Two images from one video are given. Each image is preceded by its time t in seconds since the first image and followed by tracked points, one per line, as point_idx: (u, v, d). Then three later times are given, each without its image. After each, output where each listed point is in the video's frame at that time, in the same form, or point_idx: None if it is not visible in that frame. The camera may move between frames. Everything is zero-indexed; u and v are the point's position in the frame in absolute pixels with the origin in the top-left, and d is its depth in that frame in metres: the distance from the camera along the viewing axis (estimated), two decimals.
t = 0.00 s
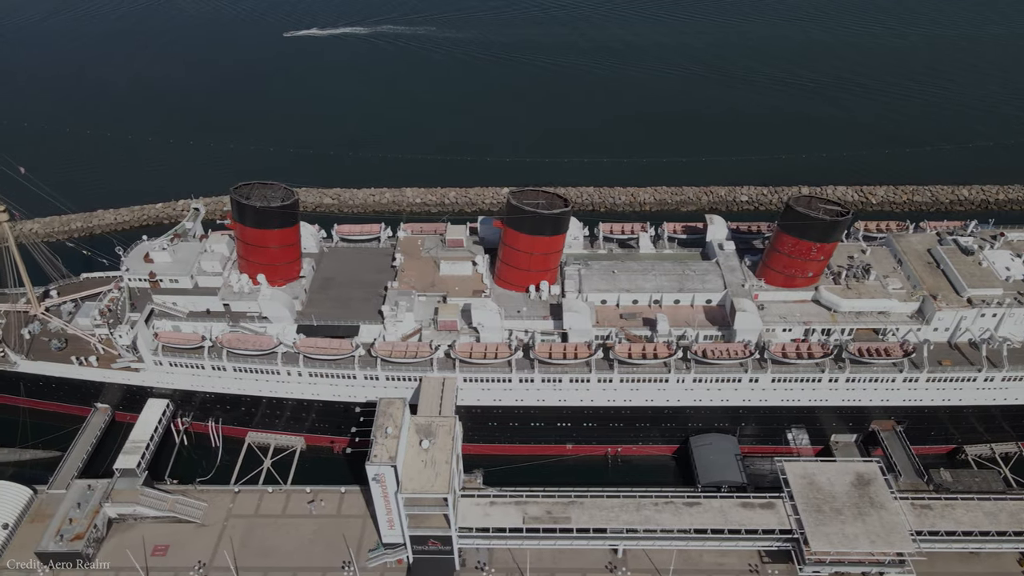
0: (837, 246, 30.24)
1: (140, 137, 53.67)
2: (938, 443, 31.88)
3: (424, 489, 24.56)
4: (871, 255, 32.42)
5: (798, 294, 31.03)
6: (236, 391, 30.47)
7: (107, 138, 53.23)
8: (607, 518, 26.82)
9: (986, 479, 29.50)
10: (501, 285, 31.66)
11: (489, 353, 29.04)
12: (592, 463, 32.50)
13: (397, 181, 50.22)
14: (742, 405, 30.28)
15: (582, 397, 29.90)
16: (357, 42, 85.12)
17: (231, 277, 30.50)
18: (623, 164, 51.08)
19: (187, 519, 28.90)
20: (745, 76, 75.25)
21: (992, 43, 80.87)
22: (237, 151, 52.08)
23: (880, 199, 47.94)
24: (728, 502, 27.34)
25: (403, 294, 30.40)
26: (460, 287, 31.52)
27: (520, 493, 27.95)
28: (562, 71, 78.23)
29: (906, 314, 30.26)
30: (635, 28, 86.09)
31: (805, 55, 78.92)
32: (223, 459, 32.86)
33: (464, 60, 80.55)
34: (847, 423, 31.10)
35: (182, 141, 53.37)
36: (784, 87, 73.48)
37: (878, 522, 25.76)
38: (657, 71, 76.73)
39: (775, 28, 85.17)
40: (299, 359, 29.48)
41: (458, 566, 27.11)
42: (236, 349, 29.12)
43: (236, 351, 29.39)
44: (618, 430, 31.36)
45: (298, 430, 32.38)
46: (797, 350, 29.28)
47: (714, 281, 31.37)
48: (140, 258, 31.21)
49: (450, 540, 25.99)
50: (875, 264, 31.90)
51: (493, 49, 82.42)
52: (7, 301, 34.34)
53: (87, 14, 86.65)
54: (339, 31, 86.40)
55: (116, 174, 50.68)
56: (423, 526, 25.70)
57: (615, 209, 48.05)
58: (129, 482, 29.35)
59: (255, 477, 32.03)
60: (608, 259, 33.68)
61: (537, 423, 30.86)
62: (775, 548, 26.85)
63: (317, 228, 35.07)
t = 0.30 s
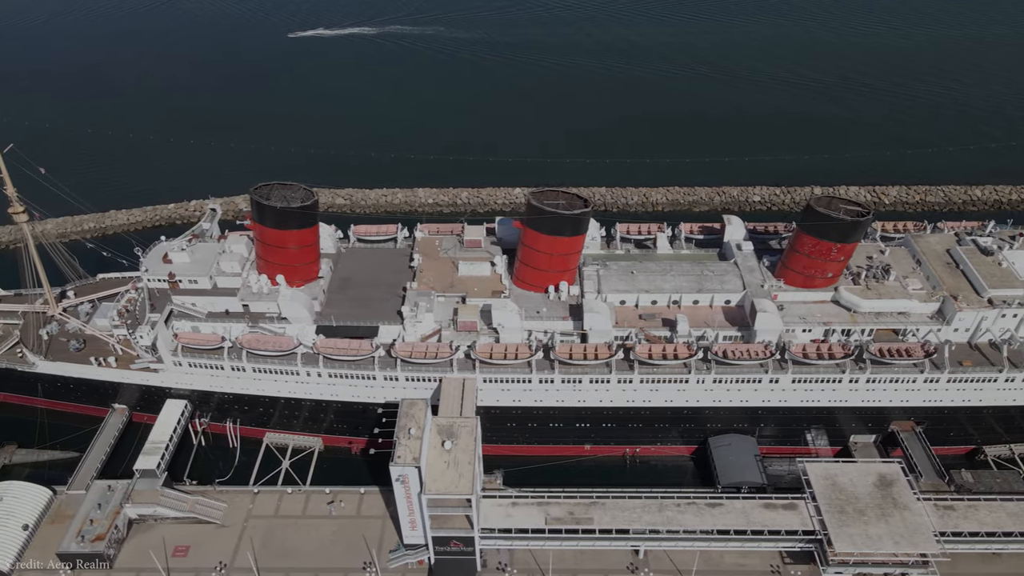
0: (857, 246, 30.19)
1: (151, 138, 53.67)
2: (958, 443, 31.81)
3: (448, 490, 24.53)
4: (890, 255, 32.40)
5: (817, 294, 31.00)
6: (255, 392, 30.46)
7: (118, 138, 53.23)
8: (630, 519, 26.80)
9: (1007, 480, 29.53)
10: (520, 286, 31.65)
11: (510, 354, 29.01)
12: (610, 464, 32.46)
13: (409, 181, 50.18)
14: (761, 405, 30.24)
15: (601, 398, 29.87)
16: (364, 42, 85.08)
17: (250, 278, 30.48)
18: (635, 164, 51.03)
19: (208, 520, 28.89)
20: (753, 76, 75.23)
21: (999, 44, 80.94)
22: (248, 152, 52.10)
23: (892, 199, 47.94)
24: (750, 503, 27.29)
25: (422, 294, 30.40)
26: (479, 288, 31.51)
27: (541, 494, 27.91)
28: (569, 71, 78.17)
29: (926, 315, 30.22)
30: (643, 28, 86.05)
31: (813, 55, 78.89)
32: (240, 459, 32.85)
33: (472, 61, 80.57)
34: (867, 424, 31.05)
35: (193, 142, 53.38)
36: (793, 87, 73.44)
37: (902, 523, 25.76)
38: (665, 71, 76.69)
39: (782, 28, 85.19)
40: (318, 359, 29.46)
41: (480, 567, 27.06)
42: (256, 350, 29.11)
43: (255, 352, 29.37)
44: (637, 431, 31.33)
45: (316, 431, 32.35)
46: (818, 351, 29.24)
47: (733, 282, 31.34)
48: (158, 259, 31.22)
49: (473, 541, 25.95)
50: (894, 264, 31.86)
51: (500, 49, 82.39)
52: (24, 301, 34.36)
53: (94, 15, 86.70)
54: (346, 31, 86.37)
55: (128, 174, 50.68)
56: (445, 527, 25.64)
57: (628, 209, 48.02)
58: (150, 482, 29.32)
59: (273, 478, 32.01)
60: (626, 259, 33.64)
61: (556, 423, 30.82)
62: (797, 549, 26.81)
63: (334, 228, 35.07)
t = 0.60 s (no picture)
0: (877, 246, 30.14)
1: (161, 138, 53.68)
2: (976, 443, 31.78)
3: (471, 491, 24.50)
4: (908, 255, 32.37)
5: (836, 295, 30.98)
6: (274, 392, 30.44)
7: (130, 139, 53.25)
8: (652, 519, 26.79)
9: None
10: (538, 286, 31.65)
11: (530, 354, 28.97)
12: (628, 464, 32.44)
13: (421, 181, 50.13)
14: (781, 406, 30.21)
15: (620, 398, 29.85)
16: (373, 42, 85.05)
17: (269, 278, 30.48)
18: (647, 164, 50.97)
19: (228, 520, 28.88)
20: (761, 76, 75.23)
21: (1006, 44, 80.98)
22: (260, 153, 52.14)
23: (905, 199, 47.93)
24: (772, 503, 27.26)
25: (442, 295, 30.40)
26: (498, 288, 31.49)
27: (563, 494, 27.88)
28: (577, 71, 78.12)
29: (946, 315, 30.18)
30: (650, 28, 85.97)
31: (820, 55, 78.84)
32: (258, 459, 32.84)
33: (480, 61, 80.58)
34: (886, 424, 31.01)
35: (205, 142, 53.39)
36: (801, 87, 73.38)
37: (925, 524, 25.77)
38: (673, 71, 76.71)
39: (789, 28, 85.20)
40: (338, 360, 29.44)
41: (501, 568, 27.02)
42: (276, 350, 29.12)
43: (275, 353, 29.36)
44: (655, 431, 31.30)
45: (334, 431, 32.33)
46: (838, 351, 29.23)
47: (752, 282, 31.31)
48: (177, 259, 31.24)
49: (495, 541, 25.91)
50: (913, 264, 31.84)
51: (508, 49, 82.39)
52: (41, 301, 34.37)
53: (100, 16, 86.74)
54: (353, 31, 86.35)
55: (140, 174, 50.67)
56: (468, 527, 25.58)
57: (640, 209, 48.01)
58: (169, 483, 29.34)
59: (291, 478, 31.99)
60: (643, 259, 33.62)
61: (575, 424, 30.80)
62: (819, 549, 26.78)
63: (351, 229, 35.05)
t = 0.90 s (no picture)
0: (897, 246, 30.09)
1: (172, 137, 53.69)
2: (995, 443, 31.76)
3: (495, 491, 24.47)
4: (927, 255, 32.34)
5: (856, 295, 30.95)
6: (292, 393, 30.42)
7: (141, 138, 53.24)
8: (674, 519, 26.77)
9: None
10: (557, 286, 31.65)
11: (550, 354, 28.94)
12: (646, 465, 32.44)
13: (433, 181, 50.11)
14: (800, 406, 30.17)
15: (640, 398, 29.83)
16: (379, 42, 84.99)
17: (288, 278, 30.48)
18: (658, 164, 50.89)
19: (248, 520, 28.88)
20: (769, 76, 75.22)
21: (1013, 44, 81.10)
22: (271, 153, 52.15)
23: (918, 199, 47.99)
24: (794, 503, 27.23)
25: (461, 295, 30.38)
26: (517, 288, 31.47)
27: (584, 494, 27.85)
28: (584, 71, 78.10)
29: (966, 315, 30.15)
30: (657, 28, 85.91)
31: (828, 55, 78.80)
32: (275, 459, 32.83)
33: (487, 61, 80.54)
34: (905, 424, 30.96)
35: (216, 142, 53.36)
36: (809, 87, 73.33)
37: (948, 524, 25.75)
38: (681, 71, 76.67)
39: (797, 27, 85.21)
40: (358, 360, 29.42)
41: (522, 568, 26.97)
42: (296, 351, 29.13)
43: (295, 353, 29.36)
44: (674, 431, 31.27)
45: (352, 431, 32.31)
46: (859, 351, 29.20)
47: (771, 282, 31.28)
48: (196, 259, 31.23)
49: (517, 541, 25.86)
50: (932, 264, 31.82)
51: (515, 49, 82.35)
52: (58, 301, 34.40)
53: (107, 16, 86.69)
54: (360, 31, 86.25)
55: (151, 173, 50.63)
56: (490, 527, 25.53)
57: (652, 209, 48.04)
58: (189, 483, 29.34)
59: (310, 479, 31.97)
60: (660, 259, 33.58)
61: (594, 424, 30.78)
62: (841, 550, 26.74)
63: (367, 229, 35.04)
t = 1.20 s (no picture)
0: (916, 246, 30.06)
1: (183, 137, 53.71)
2: (1014, 443, 31.72)
3: (518, 491, 24.42)
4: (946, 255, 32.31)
5: (875, 295, 30.93)
6: (311, 393, 30.41)
7: (152, 139, 53.25)
8: (696, 520, 26.76)
9: None
10: (575, 286, 31.68)
11: (570, 355, 28.91)
12: (664, 465, 32.44)
13: (445, 181, 50.10)
14: (820, 406, 30.15)
15: (659, 399, 29.81)
16: (386, 42, 84.96)
17: (308, 279, 30.48)
18: (670, 164, 50.86)
19: (267, 521, 28.87)
20: (778, 76, 75.17)
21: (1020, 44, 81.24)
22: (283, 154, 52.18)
23: (931, 198, 48.02)
24: (816, 504, 27.21)
25: (480, 295, 30.39)
26: (536, 288, 31.45)
27: (605, 495, 27.87)
28: (591, 71, 78.10)
29: (986, 315, 30.12)
30: (664, 28, 85.90)
31: (838, 55, 78.84)
32: (293, 459, 32.84)
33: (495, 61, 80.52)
34: (924, 425, 30.92)
35: (227, 142, 53.37)
36: (818, 87, 73.31)
37: (971, 524, 25.76)
38: (689, 70, 76.64)
39: (804, 27, 85.24)
40: (377, 360, 29.42)
41: (543, 568, 26.84)
42: (316, 351, 29.16)
43: (315, 353, 29.36)
44: (693, 431, 31.24)
45: (370, 431, 32.30)
46: (879, 352, 29.18)
47: (790, 282, 31.26)
48: (214, 259, 31.24)
49: (538, 542, 25.76)
50: (951, 264, 31.80)
51: (522, 49, 82.33)
52: (75, 302, 34.41)
53: (113, 16, 86.75)
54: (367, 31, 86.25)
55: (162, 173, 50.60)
56: (512, 528, 25.44)
57: (664, 209, 48.03)
58: (209, 483, 29.32)
59: (329, 479, 31.96)
60: (678, 259, 33.55)
61: (612, 424, 30.77)
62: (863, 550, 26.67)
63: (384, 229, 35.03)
